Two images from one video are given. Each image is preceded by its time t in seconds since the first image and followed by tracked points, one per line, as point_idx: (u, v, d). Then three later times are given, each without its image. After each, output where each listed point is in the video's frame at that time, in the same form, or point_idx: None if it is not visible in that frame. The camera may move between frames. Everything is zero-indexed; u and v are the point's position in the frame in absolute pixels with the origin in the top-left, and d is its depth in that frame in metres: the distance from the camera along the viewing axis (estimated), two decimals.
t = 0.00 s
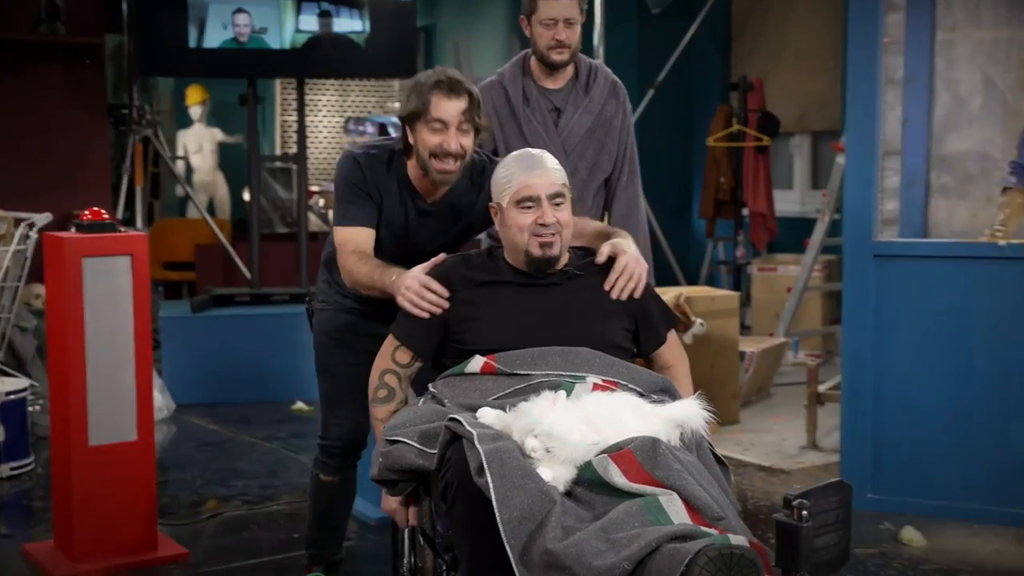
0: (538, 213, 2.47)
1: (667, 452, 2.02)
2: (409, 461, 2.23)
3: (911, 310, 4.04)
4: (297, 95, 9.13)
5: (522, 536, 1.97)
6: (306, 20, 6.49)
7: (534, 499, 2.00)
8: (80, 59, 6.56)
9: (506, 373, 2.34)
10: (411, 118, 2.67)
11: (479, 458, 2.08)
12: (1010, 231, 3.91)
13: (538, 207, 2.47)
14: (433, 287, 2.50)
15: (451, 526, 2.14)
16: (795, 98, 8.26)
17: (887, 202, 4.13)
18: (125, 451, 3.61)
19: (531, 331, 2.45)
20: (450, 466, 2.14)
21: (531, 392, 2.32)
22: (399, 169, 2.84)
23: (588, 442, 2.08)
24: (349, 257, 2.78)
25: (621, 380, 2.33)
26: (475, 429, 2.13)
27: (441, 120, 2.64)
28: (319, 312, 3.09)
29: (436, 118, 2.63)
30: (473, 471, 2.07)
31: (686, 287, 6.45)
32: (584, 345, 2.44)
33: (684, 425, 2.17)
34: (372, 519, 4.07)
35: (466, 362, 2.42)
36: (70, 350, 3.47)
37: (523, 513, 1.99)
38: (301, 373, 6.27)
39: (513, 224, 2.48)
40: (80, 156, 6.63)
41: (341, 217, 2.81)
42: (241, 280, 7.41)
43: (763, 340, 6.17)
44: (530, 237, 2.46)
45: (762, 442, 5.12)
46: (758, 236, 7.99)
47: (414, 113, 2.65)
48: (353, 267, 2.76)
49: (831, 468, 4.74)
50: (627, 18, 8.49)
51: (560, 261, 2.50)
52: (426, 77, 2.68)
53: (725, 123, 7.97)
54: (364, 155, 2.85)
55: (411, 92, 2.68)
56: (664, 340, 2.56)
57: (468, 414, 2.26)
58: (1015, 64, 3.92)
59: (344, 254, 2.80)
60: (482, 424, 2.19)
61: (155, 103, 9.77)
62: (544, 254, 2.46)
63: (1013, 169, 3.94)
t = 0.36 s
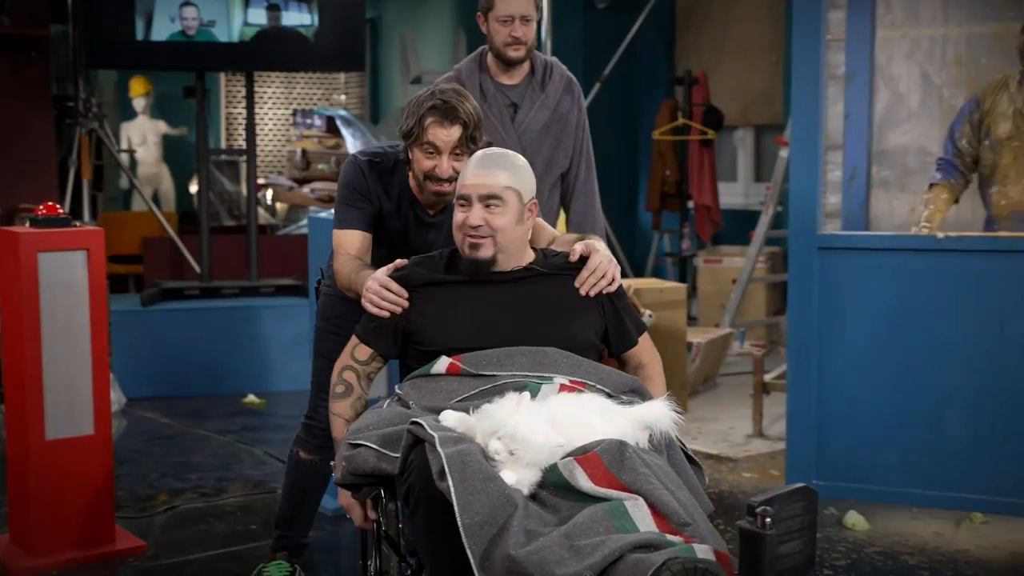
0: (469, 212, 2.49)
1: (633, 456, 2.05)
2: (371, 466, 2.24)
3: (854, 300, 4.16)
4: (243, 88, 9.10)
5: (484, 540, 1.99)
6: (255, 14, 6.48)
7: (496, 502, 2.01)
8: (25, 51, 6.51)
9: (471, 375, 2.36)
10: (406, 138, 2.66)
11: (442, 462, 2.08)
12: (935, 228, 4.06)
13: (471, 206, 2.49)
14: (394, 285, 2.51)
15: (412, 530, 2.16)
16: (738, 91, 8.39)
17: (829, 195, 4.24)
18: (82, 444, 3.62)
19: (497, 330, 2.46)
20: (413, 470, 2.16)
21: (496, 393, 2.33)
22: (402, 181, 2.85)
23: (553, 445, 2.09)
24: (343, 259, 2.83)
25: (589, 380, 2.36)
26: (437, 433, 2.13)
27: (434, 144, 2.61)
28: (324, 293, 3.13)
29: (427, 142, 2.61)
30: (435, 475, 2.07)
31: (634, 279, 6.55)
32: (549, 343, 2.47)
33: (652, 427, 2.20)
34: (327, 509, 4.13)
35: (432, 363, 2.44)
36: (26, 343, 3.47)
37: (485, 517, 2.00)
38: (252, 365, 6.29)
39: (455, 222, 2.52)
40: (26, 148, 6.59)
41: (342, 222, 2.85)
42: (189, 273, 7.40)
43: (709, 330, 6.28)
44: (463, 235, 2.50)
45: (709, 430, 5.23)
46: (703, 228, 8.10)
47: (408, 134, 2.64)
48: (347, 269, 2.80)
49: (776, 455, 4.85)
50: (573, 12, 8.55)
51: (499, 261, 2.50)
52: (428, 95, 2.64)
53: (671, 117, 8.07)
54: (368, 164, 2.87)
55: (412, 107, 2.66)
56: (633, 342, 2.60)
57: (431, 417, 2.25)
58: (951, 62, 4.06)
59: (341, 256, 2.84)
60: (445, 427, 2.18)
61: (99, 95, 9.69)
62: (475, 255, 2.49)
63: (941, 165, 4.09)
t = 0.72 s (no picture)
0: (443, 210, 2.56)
1: (607, 456, 2.05)
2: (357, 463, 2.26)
3: (837, 297, 4.23)
4: (229, 83, 9.14)
5: (456, 537, 1.99)
6: (242, 11, 6.52)
7: (468, 500, 2.02)
8: (13, 47, 6.53)
9: (457, 373, 2.41)
10: (383, 91, 2.75)
11: (418, 460, 2.09)
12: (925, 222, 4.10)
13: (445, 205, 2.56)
14: (380, 283, 2.56)
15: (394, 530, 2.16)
16: (722, 87, 8.46)
17: (813, 192, 4.30)
18: (76, 440, 3.66)
19: (482, 326, 2.52)
20: (394, 469, 2.17)
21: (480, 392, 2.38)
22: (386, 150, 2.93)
23: (528, 445, 2.10)
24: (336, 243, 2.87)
25: (573, 380, 2.40)
26: (416, 431, 2.16)
27: (408, 88, 2.70)
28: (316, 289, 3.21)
29: (401, 90, 2.70)
30: (412, 473, 2.09)
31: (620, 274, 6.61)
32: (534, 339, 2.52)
33: (634, 426, 2.22)
34: (320, 504, 4.19)
35: (420, 362, 2.50)
36: (21, 342, 3.51)
37: (458, 514, 2.01)
38: (240, 360, 6.33)
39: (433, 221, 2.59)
40: (15, 146, 6.62)
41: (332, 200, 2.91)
42: (177, 269, 7.42)
43: (694, 325, 6.35)
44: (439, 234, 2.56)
45: (695, 424, 5.30)
46: (688, 223, 8.18)
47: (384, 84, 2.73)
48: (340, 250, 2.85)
49: (761, 448, 4.92)
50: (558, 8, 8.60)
51: (474, 258, 2.55)
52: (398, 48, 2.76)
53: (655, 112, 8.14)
54: (352, 139, 2.94)
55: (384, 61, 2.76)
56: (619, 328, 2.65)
57: (412, 416, 2.28)
58: (931, 58, 4.10)
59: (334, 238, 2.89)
60: (424, 425, 2.22)
61: (85, 91, 9.70)
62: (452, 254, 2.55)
63: (919, 162, 4.11)
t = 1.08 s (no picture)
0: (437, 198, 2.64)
1: (599, 433, 2.14)
2: (362, 439, 2.35)
3: (833, 285, 4.28)
4: (228, 72, 9.15)
5: (458, 510, 2.09)
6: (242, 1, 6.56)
7: (469, 474, 2.11)
8: (14, 38, 6.57)
9: (456, 355, 2.50)
10: (336, 77, 2.84)
11: (421, 436, 2.18)
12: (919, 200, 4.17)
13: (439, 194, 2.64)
14: (378, 256, 2.69)
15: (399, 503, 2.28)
16: (721, 77, 8.49)
17: (809, 182, 4.35)
18: (82, 428, 3.71)
19: (480, 309, 2.63)
20: (398, 444, 2.29)
21: (477, 373, 2.47)
22: (336, 136, 2.97)
23: (526, 423, 2.20)
24: (308, 241, 2.95)
25: (566, 361, 2.49)
26: (420, 408, 2.25)
27: (364, 70, 2.80)
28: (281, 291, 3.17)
29: (357, 71, 2.80)
30: (415, 449, 2.18)
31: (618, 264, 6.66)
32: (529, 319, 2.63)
33: (624, 405, 2.31)
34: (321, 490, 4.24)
35: (420, 345, 2.57)
36: (27, 332, 3.56)
37: (459, 488, 2.10)
38: (241, 349, 6.37)
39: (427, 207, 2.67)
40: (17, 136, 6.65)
41: (290, 195, 2.94)
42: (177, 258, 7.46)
43: (692, 314, 6.41)
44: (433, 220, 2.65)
45: (692, 412, 5.35)
46: (686, 212, 8.19)
47: (337, 66, 2.82)
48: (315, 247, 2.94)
49: (757, 436, 4.98)
50: None
51: (466, 243, 2.65)
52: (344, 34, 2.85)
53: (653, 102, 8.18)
54: (302, 129, 2.97)
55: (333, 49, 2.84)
56: (608, 301, 2.77)
57: (415, 396, 2.37)
58: (926, 50, 4.13)
59: (302, 237, 2.95)
60: (426, 404, 2.31)
61: (86, 82, 9.72)
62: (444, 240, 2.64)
63: (910, 151, 4.18)
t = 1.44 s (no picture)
0: (439, 184, 2.69)
1: (598, 400, 2.19)
2: (371, 409, 2.38)
3: (830, 273, 4.32)
4: (229, 60, 9.17)
5: (471, 472, 2.14)
6: None
7: (480, 439, 2.16)
8: (16, 27, 6.61)
9: (456, 330, 2.54)
10: (311, 92, 2.84)
11: (433, 404, 2.25)
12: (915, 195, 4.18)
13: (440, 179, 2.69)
14: (378, 236, 2.71)
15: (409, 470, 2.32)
16: (721, 66, 8.52)
17: (807, 170, 4.38)
18: (87, 415, 3.75)
19: (477, 288, 2.68)
20: (408, 412, 2.33)
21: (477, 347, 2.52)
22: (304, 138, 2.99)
23: (529, 391, 2.24)
24: (280, 237, 2.99)
25: (560, 335, 2.55)
26: (430, 379, 2.31)
27: (340, 94, 2.81)
28: (241, 284, 3.20)
29: (334, 92, 2.81)
30: (427, 415, 2.24)
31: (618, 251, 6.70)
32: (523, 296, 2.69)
33: (614, 375, 2.36)
34: (323, 476, 4.27)
35: (419, 322, 2.62)
36: (33, 321, 3.59)
37: (471, 452, 2.16)
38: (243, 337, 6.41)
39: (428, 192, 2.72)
40: (20, 126, 6.68)
41: (257, 200, 2.96)
42: (178, 246, 7.50)
43: (691, 301, 6.45)
44: (434, 206, 2.69)
45: (691, 399, 5.40)
46: (685, 200, 8.20)
47: (311, 86, 2.82)
48: (289, 243, 2.99)
49: (755, 423, 5.02)
50: None
51: (467, 228, 2.70)
52: (320, 48, 2.82)
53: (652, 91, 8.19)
54: (271, 131, 2.98)
55: (308, 62, 2.82)
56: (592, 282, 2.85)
57: (422, 366, 2.45)
58: (924, 40, 4.19)
59: (270, 235, 2.99)
60: (435, 375, 2.37)
61: (86, 70, 9.74)
62: (445, 225, 2.69)
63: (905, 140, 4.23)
